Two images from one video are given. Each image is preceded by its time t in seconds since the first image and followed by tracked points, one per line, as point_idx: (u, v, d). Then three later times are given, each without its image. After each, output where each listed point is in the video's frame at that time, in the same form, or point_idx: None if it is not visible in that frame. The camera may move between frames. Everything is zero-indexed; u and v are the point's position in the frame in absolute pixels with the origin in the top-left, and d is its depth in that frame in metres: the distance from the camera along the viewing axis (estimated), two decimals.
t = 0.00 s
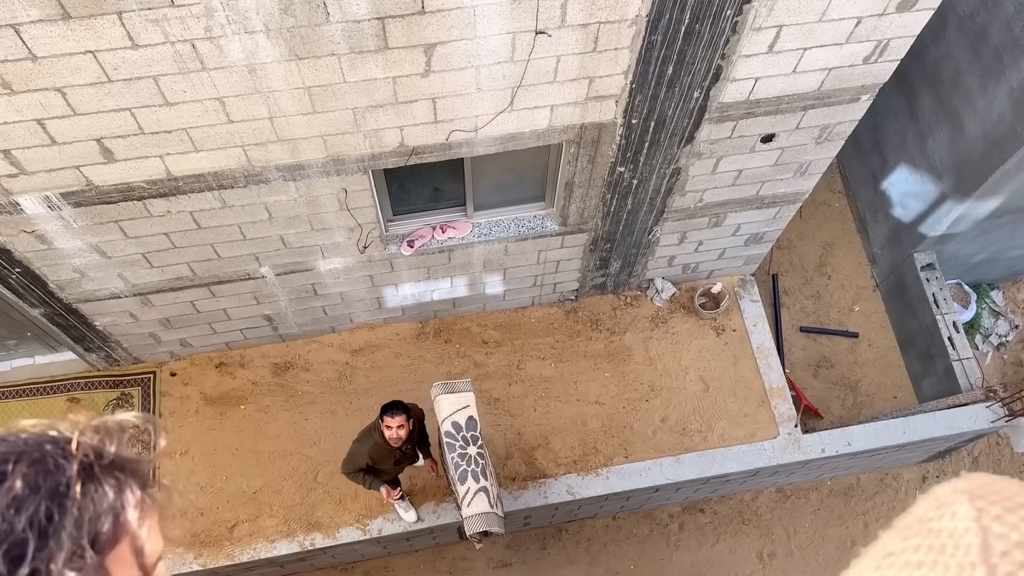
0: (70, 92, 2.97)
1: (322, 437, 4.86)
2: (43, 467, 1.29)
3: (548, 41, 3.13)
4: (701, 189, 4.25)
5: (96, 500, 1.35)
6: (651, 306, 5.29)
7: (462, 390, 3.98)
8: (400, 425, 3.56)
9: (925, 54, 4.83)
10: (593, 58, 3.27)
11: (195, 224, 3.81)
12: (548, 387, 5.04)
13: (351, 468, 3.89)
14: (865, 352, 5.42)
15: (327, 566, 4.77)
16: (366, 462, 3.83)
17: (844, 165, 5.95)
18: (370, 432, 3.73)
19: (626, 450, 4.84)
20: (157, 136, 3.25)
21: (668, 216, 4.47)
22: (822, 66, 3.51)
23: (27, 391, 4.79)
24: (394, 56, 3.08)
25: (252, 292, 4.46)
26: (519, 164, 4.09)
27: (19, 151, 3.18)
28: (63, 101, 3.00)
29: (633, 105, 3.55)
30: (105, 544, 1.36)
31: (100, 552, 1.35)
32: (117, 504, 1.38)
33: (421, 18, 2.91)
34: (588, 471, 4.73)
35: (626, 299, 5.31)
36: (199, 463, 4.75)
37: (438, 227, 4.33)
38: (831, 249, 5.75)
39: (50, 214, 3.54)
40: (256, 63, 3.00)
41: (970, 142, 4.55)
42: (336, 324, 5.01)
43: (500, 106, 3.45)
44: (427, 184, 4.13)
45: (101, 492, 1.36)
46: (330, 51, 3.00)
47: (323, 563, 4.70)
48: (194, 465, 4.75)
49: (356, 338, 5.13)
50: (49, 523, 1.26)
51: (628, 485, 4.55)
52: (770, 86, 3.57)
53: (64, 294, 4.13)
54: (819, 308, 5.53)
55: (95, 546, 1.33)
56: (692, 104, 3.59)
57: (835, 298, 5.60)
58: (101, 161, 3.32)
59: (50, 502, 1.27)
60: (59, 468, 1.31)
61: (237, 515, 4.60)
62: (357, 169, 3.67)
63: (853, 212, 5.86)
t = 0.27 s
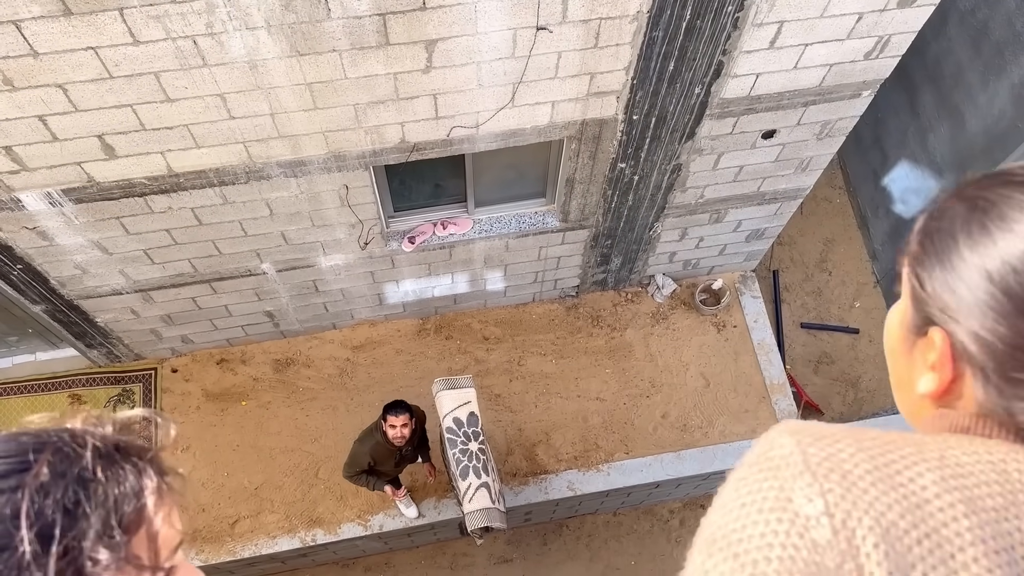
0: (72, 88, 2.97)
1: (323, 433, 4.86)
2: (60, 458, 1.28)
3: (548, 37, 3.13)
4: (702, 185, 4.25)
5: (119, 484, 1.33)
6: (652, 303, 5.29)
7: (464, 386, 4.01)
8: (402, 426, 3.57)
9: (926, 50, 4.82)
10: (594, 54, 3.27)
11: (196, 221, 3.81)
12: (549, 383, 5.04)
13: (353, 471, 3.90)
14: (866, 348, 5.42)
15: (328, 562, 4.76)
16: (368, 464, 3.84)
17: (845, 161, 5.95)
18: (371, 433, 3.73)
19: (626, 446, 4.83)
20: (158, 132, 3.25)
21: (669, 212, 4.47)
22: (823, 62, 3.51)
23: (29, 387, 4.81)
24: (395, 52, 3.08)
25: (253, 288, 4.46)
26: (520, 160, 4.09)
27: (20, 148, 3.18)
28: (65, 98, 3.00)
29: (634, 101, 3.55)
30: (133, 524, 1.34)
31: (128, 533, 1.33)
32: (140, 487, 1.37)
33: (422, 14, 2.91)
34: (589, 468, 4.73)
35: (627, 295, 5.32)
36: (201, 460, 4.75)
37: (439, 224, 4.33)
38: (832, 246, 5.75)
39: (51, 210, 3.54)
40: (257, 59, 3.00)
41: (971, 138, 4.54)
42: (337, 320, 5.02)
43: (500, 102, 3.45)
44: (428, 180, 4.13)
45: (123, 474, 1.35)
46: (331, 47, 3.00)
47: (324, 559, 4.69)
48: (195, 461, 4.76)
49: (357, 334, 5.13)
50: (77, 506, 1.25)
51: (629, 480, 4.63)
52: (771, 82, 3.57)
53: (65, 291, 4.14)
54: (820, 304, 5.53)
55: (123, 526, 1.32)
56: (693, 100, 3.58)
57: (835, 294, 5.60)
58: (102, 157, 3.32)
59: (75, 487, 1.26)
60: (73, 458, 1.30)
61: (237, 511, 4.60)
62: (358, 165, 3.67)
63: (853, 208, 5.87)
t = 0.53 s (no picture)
0: (73, 84, 2.96)
1: (324, 429, 4.86)
2: (62, 451, 1.29)
3: (550, 32, 3.12)
4: (703, 181, 4.24)
5: (120, 476, 1.34)
6: (653, 299, 5.30)
7: (465, 382, 4.03)
8: (406, 421, 3.58)
9: (927, 46, 4.82)
10: (596, 50, 3.27)
11: (197, 217, 3.81)
12: (550, 379, 5.04)
13: (357, 467, 3.91)
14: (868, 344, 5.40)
15: (328, 558, 4.72)
16: (371, 459, 3.85)
17: (846, 158, 5.95)
18: (375, 429, 3.74)
19: (627, 442, 4.85)
20: (159, 128, 3.24)
21: (671, 208, 4.46)
22: (825, 58, 3.50)
23: (30, 384, 4.81)
24: (397, 48, 3.07)
25: (254, 284, 4.46)
26: (521, 156, 4.08)
27: (21, 144, 3.17)
28: (65, 94, 3.00)
29: (635, 97, 3.54)
30: (138, 515, 1.35)
31: (135, 522, 1.35)
32: (141, 477, 1.38)
33: (424, 9, 2.90)
34: (590, 464, 4.73)
35: (628, 292, 5.32)
36: (201, 456, 4.76)
37: (440, 220, 4.31)
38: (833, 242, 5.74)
39: (51, 207, 3.53)
40: (258, 55, 2.99)
41: (973, 134, 4.53)
42: (338, 316, 5.02)
43: (502, 98, 3.45)
44: (429, 176, 4.12)
45: (124, 467, 1.36)
46: (333, 43, 3.00)
47: (325, 556, 4.67)
48: (196, 457, 4.76)
49: (359, 331, 5.13)
50: (83, 499, 1.27)
51: (630, 478, 4.54)
52: (773, 78, 3.56)
53: (65, 287, 4.13)
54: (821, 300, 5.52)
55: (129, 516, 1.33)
56: (695, 96, 3.58)
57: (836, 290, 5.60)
58: (103, 154, 3.31)
59: (79, 480, 1.28)
60: (74, 451, 1.30)
61: (239, 507, 4.60)
62: (359, 161, 3.66)
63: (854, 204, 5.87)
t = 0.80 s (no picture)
0: (70, 81, 2.94)
1: (324, 427, 4.85)
2: (51, 470, 1.32)
3: (550, 28, 3.10)
4: (704, 177, 4.23)
5: (111, 490, 1.36)
6: (653, 296, 5.29)
7: (465, 379, 4.00)
8: (409, 415, 3.64)
9: (929, 41, 4.80)
10: (596, 45, 3.25)
11: (196, 214, 3.79)
12: (550, 376, 5.03)
13: (368, 467, 3.96)
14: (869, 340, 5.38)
15: (328, 556, 4.70)
16: (381, 458, 3.89)
17: (846, 154, 5.93)
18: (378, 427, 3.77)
19: (628, 439, 4.85)
20: (158, 125, 3.22)
21: (671, 204, 4.45)
22: (826, 53, 3.48)
23: (28, 381, 4.79)
24: (396, 44, 3.05)
25: (253, 281, 4.44)
26: (521, 152, 4.06)
27: (19, 141, 3.15)
28: (63, 91, 2.98)
29: (636, 93, 3.52)
30: (132, 525, 1.39)
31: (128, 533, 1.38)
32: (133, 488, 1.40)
33: (422, 5, 2.88)
34: (591, 461, 4.73)
35: (628, 288, 5.31)
36: (201, 453, 4.75)
37: (440, 216, 4.29)
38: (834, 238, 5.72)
39: (50, 204, 3.51)
40: (256, 51, 2.97)
41: (974, 130, 4.51)
42: (337, 313, 5.00)
43: (502, 94, 3.43)
44: (429, 173, 4.10)
45: (114, 480, 1.38)
46: (332, 39, 2.97)
47: (325, 553, 4.66)
48: (195, 455, 4.75)
49: (358, 328, 5.12)
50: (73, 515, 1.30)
51: (630, 473, 4.53)
52: (774, 73, 3.55)
53: (64, 285, 4.11)
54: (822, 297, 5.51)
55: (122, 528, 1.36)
56: (696, 92, 3.55)
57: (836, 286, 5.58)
58: (102, 151, 3.30)
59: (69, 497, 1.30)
60: (64, 468, 1.33)
61: (238, 505, 4.60)
62: (358, 158, 3.64)
63: (855, 200, 5.85)
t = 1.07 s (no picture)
0: (63, 75, 2.89)
1: (320, 424, 4.81)
2: (33, 476, 1.35)
3: (548, 20, 3.05)
4: (704, 171, 4.17)
5: (91, 494, 1.40)
6: (653, 291, 5.24)
7: (462, 376, 3.95)
8: (408, 403, 3.63)
9: (931, 34, 4.74)
10: (595, 38, 3.19)
11: (190, 210, 3.74)
12: (549, 373, 4.99)
13: (383, 464, 3.98)
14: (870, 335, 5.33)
15: (325, 554, 4.66)
16: (392, 452, 3.90)
17: (848, 147, 5.88)
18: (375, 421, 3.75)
19: (627, 436, 4.81)
20: (150, 119, 3.17)
21: (671, 199, 4.39)
22: (828, 46, 3.43)
23: (22, 378, 4.74)
24: (392, 37, 3.00)
25: (248, 277, 4.40)
26: (519, 146, 4.00)
27: (10, 136, 3.10)
28: (54, 85, 2.93)
29: (635, 86, 3.46)
30: (110, 530, 1.42)
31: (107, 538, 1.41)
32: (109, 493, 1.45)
33: None
34: (589, 459, 4.70)
35: (628, 284, 5.25)
36: (196, 451, 4.71)
37: (437, 212, 4.20)
38: (836, 233, 5.67)
39: (42, 200, 3.46)
40: (250, 44, 2.92)
41: (976, 123, 4.45)
42: (334, 309, 4.96)
43: (499, 87, 3.38)
44: (426, 167, 4.05)
45: (93, 486, 1.42)
46: (326, 31, 2.92)
47: (322, 551, 4.62)
48: (192, 452, 4.72)
49: (355, 324, 5.07)
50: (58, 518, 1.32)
51: (629, 471, 4.52)
52: (776, 66, 3.49)
53: (58, 281, 4.07)
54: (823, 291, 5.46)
55: (101, 533, 1.40)
56: (696, 85, 3.50)
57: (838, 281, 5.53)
58: (94, 146, 3.24)
59: (53, 501, 1.34)
60: (45, 473, 1.37)
61: (234, 503, 4.57)
62: (354, 152, 3.59)
63: (857, 194, 5.80)
